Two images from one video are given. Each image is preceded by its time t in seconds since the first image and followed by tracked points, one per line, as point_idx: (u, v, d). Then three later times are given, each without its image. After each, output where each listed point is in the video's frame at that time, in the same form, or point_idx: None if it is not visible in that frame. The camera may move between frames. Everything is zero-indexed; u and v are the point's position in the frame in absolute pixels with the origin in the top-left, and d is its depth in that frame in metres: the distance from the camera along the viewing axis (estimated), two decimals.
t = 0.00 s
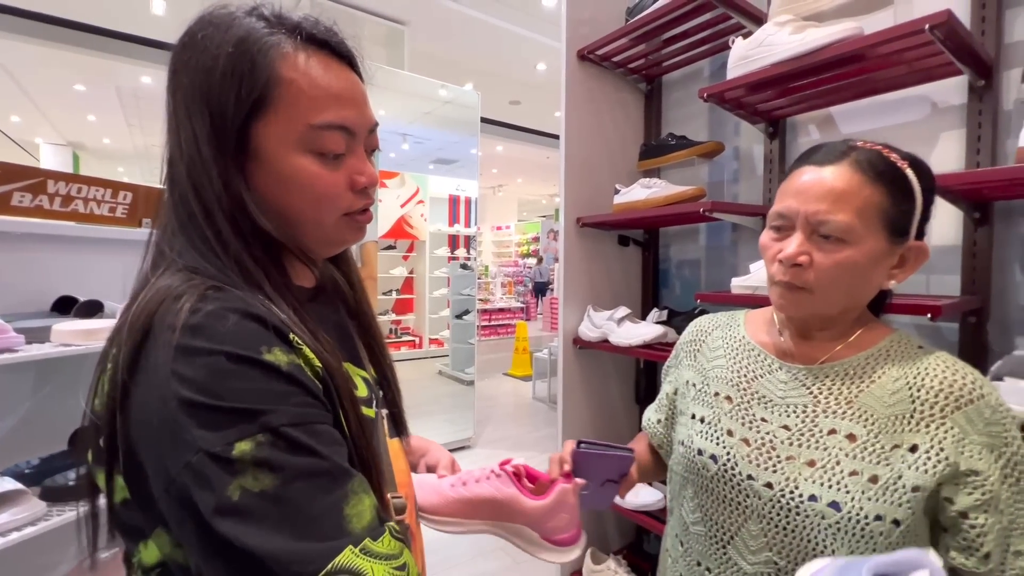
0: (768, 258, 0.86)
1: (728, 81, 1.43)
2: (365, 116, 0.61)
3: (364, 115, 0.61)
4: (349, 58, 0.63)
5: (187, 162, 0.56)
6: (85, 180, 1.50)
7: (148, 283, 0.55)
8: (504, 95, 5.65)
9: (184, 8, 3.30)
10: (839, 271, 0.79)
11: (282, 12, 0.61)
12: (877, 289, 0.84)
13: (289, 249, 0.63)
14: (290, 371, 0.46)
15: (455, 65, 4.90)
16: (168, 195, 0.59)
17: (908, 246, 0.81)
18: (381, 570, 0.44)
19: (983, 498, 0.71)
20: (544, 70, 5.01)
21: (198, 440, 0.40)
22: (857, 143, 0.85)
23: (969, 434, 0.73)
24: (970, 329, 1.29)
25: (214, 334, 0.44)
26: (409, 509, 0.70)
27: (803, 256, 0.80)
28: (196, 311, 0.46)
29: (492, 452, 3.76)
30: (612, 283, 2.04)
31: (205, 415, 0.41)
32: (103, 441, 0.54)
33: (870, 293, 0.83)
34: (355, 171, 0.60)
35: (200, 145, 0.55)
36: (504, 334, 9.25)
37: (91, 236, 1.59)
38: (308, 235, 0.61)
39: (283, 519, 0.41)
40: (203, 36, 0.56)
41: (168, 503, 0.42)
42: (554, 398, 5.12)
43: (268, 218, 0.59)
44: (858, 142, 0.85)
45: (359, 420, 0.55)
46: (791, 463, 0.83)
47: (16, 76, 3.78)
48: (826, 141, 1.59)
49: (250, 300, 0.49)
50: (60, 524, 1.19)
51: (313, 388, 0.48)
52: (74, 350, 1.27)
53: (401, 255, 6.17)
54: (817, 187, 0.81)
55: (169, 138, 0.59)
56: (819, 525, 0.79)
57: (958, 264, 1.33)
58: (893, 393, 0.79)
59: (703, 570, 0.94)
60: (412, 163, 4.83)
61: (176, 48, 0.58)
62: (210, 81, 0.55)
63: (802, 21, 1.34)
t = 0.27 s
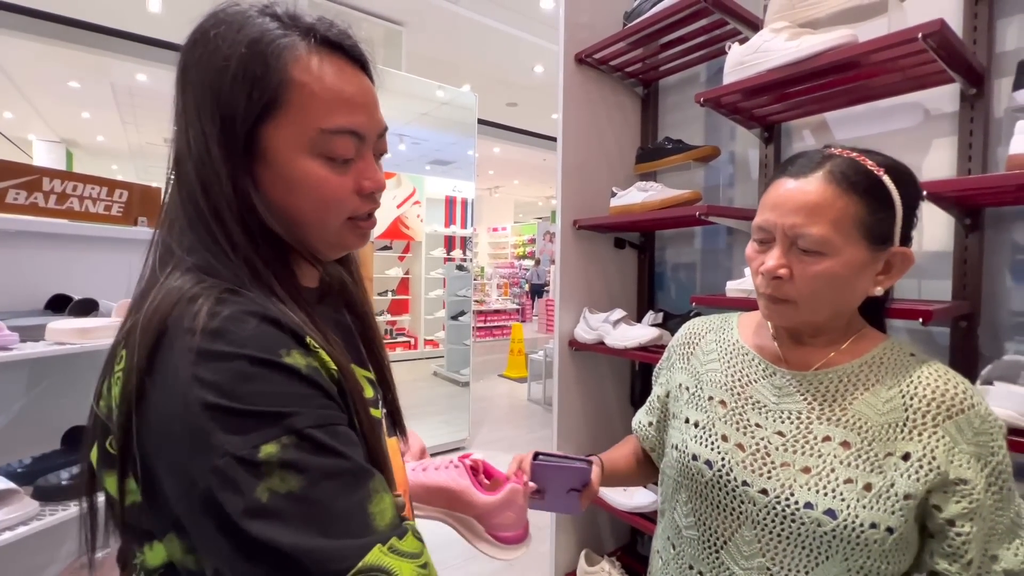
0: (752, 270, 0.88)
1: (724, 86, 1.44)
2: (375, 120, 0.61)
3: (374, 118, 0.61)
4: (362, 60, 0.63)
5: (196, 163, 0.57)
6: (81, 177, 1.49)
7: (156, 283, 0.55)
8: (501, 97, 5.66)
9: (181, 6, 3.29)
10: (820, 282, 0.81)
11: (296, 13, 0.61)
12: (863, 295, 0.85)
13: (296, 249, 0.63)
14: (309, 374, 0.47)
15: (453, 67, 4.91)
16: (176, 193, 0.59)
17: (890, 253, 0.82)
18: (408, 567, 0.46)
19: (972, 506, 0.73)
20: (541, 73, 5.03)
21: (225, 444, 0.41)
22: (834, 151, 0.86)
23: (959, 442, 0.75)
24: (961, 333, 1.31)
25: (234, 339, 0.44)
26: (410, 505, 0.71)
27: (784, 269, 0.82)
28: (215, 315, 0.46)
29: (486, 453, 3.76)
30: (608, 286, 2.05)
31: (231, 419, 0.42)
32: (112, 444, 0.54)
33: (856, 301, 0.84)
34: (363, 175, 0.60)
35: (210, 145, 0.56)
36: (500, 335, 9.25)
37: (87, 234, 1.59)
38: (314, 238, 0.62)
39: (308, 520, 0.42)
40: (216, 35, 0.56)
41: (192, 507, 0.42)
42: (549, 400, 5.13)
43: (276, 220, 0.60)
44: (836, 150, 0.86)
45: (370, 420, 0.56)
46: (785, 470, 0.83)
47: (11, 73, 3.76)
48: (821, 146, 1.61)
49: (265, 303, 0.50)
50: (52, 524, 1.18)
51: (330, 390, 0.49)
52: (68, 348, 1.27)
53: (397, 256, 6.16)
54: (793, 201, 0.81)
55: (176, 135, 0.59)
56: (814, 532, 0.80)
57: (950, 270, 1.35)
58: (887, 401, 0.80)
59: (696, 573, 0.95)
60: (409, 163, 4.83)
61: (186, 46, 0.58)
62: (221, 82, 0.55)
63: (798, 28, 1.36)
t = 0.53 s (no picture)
0: (748, 274, 0.88)
1: (724, 86, 1.44)
2: (386, 123, 0.61)
3: (385, 121, 0.61)
4: (374, 61, 0.62)
5: (207, 164, 0.57)
6: (80, 176, 1.49)
7: (166, 285, 0.55)
8: (501, 96, 5.66)
9: (180, 5, 3.29)
10: (815, 284, 0.80)
11: (311, 11, 0.61)
12: (862, 296, 0.84)
13: (303, 251, 0.64)
14: (328, 377, 0.47)
15: (452, 66, 4.90)
16: (184, 191, 0.59)
17: (888, 253, 0.81)
18: (435, 569, 0.46)
19: (976, 509, 0.73)
20: (541, 73, 5.02)
21: (251, 450, 0.41)
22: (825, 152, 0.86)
23: (963, 445, 0.75)
24: (961, 332, 1.31)
25: (256, 345, 0.44)
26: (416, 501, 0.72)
27: (778, 272, 0.82)
28: (235, 321, 0.46)
29: (485, 453, 3.76)
30: (607, 285, 2.05)
31: (255, 426, 0.42)
32: (129, 452, 0.54)
33: (855, 302, 0.83)
34: (372, 178, 0.60)
35: (220, 146, 0.56)
36: (499, 335, 9.25)
37: (85, 233, 1.59)
38: (322, 241, 0.62)
39: (332, 525, 0.42)
40: (228, 31, 0.56)
41: (217, 513, 0.43)
42: (549, 400, 5.13)
43: (285, 222, 0.60)
44: (827, 151, 0.86)
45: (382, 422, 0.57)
46: (787, 470, 0.83)
47: (10, 72, 3.77)
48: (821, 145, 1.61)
49: (280, 308, 0.50)
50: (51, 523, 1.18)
51: (348, 394, 0.49)
52: (67, 348, 1.26)
53: (396, 255, 6.16)
54: (785, 203, 0.82)
55: (182, 134, 0.59)
56: (816, 533, 0.80)
57: (950, 269, 1.34)
58: (890, 402, 0.80)
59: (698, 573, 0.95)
60: (408, 163, 4.83)
61: (195, 42, 0.58)
62: (232, 81, 0.55)
63: (798, 27, 1.36)
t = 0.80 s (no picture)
0: (755, 275, 0.88)
1: (724, 85, 1.44)
2: (389, 124, 0.61)
3: (387, 122, 0.61)
4: (376, 60, 0.62)
5: (208, 166, 0.57)
6: (80, 176, 1.49)
7: (168, 289, 0.55)
8: (501, 96, 5.66)
9: (180, 5, 3.29)
10: (822, 286, 0.80)
11: (313, 9, 0.60)
12: (869, 298, 0.84)
13: (305, 254, 0.64)
14: (334, 382, 0.47)
15: (452, 65, 4.90)
16: (182, 193, 0.59)
17: (896, 255, 0.82)
18: None
19: (982, 512, 0.73)
20: (541, 72, 5.02)
21: (257, 458, 0.41)
22: (830, 154, 0.86)
23: (971, 449, 0.75)
24: (961, 331, 1.31)
25: (261, 353, 0.44)
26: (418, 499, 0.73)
27: (784, 273, 0.82)
28: (239, 329, 0.46)
29: (486, 452, 3.76)
30: (608, 285, 2.05)
31: (261, 434, 0.42)
32: (133, 459, 0.54)
33: (862, 304, 0.83)
34: (374, 180, 0.60)
35: (219, 149, 0.56)
36: (499, 335, 9.26)
37: (84, 233, 1.58)
38: (324, 243, 0.62)
39: (337, 533, 0.42)
40: (228, 31, 0.55)
41: (221, 522, 0.43)
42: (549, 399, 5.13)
43: (287, 225, 0.60)
44: (832, 152, 0.86)
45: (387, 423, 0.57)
46: (796, 471, 0.83)
47: (9, 72, 3.76)
48: (821, 144, 1.61)
49: (283, 313, 0.50)
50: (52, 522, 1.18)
51: (354, 399, 0.49)
52: (67, 347, 1.26)
53: (396, 255, 6.16)
54: (792, 204, 0.81)
55: (181, 134, 0.59)
56: (824, 534, 0.80)
57: (950, 268, 1.34)
58: (900, 405, 0.80)
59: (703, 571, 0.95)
60: (408, 162, 4.83)
61: (195, 42, 0.58)
62: (233, 83, 0.55)
63: (797, 26, 1.35)
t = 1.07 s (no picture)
0: (763, 274, 0.87)
1: (724, 83, 1.43)
2: (390, 121, 0.60)
3: (388, 119, 0.60)
4: (377, 56, 0.62)
5: (210, 167, 0.56)
6: (77, 175, 1.48)
7: (170, 291, 0.54)
8: (500, 94, 5.65)
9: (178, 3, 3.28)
10: (830, 286, 0.80)
11: (312, 6, 0.60)
12: (877, 298, 0.84)
13: (310, 255, 0.63)
14: (338, 384, 0.47)
15: (451, 64, 4.89)
16: (183, 192, 0.59)
17: (906, 255, 0.81)
18: None
19: (991, 511, 0.74)
20: (541, 70, 5.01)
21: (261, 462, 0.41)
22: (837, 153, 0.86)
23: (980, 449, 0.76)
24: (961, 330, 1.30)
25: (264, 355, 0.44)
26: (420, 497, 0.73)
27: (792, 273, 0.81)
28: (242, 332, 0.46)
29: (485, 451, 3.76)
30: (607, 283, 2.04)
31: (266, 438, 0.42)
32: (137, 459, 0.54)
33: (870, 304, 0.83)
34: (376, 178, 0.60)
35: (220, 148, 0.56)
36: (499, 333, 9.26)
37: (82, 232, 1.58)
38: (326, 243, 0.61)
39: (343, 535, 0.42)
40: (228, 28, 0.55)
41: (225, 526, 0.42)
42: (549, 398, 5.13)
43: (289, 226, 0.60)
44: (840, 151, 0.85)
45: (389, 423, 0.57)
46: (810, 473, 0.82)
47: (7, 71, 3.76)
48: (821, 143, 1.60)
49: (286, 315, 0.50)
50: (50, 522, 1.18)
51: (357, 401, 0.49)
52: (65, 346, 1.26)
53: (396, 253, 6.15)
54: (800, 203, 0.81)
55: (181, 132, 0.59)
56: (840, 538, 0.78)
57: (950, 267, 1.34)
58: (911, 406, 0.79)
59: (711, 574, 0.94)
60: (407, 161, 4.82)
61: (194, 40, 0.57)
62: (233, 82, 0.54)
63: (797, 24, 1.35)
